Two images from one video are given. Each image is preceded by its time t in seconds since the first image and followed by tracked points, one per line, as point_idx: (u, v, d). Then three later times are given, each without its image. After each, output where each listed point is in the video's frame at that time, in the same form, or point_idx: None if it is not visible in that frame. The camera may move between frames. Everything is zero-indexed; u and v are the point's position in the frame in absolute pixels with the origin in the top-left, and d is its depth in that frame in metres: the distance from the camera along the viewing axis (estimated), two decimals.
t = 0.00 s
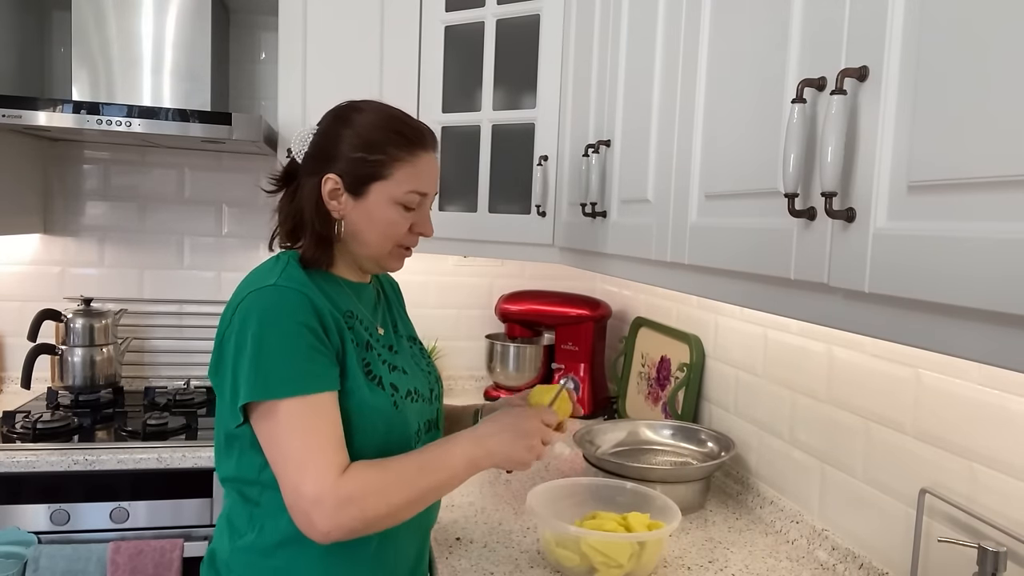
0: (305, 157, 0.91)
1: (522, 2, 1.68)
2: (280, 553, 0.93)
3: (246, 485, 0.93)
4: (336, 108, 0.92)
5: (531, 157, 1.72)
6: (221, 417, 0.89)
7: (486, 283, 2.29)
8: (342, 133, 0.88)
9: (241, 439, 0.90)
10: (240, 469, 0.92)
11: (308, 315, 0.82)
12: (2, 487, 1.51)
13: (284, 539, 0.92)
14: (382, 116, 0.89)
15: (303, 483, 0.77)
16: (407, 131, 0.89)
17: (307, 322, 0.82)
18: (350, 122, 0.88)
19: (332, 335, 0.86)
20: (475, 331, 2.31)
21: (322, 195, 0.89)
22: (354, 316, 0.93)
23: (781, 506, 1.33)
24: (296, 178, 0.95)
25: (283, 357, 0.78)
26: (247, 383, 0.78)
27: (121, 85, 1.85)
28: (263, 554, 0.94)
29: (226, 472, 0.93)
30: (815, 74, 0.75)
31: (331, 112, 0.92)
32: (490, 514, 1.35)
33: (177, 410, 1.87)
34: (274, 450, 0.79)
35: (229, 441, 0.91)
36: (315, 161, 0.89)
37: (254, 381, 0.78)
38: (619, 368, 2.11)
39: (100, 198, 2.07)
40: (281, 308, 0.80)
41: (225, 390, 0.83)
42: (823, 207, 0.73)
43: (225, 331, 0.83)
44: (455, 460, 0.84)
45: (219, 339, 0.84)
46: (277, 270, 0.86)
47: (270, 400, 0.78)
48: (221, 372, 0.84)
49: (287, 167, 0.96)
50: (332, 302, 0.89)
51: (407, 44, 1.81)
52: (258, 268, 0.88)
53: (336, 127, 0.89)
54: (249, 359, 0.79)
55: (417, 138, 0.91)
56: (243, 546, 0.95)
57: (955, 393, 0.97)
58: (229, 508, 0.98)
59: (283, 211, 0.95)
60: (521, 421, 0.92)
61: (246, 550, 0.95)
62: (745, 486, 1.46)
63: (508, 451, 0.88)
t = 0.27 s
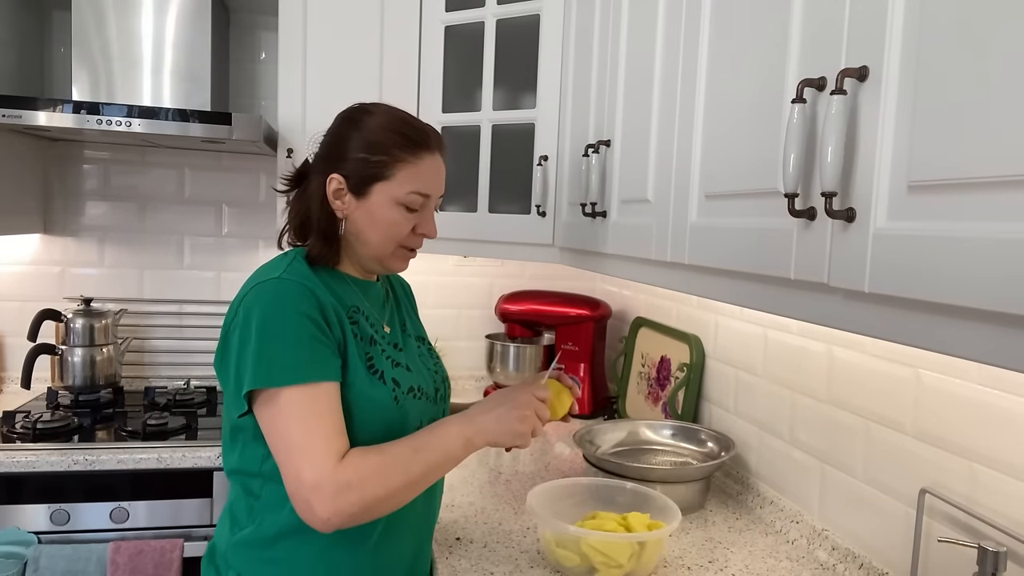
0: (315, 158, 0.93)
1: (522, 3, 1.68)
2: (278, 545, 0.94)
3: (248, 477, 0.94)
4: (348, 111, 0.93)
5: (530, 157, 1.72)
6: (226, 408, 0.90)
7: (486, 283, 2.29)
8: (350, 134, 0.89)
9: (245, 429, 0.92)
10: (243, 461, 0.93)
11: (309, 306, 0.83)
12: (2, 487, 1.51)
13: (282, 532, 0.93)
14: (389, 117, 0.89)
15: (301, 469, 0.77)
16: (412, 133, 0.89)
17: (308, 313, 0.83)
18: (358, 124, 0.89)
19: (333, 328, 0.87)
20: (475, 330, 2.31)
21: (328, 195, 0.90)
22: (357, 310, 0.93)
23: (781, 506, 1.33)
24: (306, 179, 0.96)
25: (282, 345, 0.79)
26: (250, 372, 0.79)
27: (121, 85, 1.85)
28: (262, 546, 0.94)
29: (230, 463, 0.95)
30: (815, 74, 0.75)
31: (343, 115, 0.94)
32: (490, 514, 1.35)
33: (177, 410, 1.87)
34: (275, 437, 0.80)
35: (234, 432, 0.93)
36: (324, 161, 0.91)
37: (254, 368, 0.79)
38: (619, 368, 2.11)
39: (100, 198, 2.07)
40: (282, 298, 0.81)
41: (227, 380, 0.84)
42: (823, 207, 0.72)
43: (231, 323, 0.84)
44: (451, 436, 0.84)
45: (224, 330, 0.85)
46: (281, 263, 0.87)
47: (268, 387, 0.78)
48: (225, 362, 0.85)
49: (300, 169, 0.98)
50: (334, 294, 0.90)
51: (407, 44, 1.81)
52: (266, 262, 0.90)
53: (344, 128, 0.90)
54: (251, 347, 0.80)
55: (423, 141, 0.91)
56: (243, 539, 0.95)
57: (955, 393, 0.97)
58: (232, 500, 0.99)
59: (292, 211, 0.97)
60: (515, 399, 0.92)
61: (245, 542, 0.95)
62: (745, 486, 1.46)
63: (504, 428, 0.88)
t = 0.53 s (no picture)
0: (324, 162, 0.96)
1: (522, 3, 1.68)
2: (263, 548, 0.95)
3: (243, 478, 0.96)
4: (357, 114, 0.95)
5: (530, 157, 1.72)
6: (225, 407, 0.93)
7: (486, 283, 2.29)
8: (352, 138, 0.91)
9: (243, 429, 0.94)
10: (239, 459, 0.95)
11: (297, 308, 0.84)
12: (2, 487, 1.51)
13: (268, 535, 0.94)
14: (391, 120, 0.90)
15: (284, 471, 0.77)
16: (412, 135, 0.89)
17: (296, 315, 0.84)
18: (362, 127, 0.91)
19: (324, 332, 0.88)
20: (475, 330, 2.31)
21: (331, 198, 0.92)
22: (352, 315, 0.93)
23: (782, 506, 1.33)
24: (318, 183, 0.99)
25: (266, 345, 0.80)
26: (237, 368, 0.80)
27: (121, 85, 1.85)
28: (249, 548, 0.96)
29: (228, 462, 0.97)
30: (815, 74, 0.75)
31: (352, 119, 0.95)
32: (490, 514, 1.35)
33: (177, 410, 1.87)
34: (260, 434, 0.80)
35: (234, 431, 0.96)
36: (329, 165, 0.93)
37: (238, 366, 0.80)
38: (619, 368, 2.11)
39: (100, 198, 2.07)
40: (270, 299, 0.83)
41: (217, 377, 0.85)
42: (823, 207, 0.73)
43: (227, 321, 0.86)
44: (440, 449, 0.81)
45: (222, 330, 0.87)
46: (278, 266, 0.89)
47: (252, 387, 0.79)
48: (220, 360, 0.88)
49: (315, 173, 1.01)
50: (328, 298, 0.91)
51: (406, 44, 1.82)
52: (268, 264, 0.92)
53: (349, 132, 0.92)
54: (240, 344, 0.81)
55: (423, 143, 0.90)
56: (233, 538, 0.97)
57: (955, 393, 0.97)
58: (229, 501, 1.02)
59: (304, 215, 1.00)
60: (513, 411, 0.88)
61: (235, 543, 0.97)
62: (745, 486, 1.46)
63: (500, 440, 0.85)
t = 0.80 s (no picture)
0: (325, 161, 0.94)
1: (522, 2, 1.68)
2: None
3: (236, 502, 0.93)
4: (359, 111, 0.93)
5: (530, 157, 1.72)
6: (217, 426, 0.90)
7: (486, 283, 2.29)
8: (353, 137, 0.89)
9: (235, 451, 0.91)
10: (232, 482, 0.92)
11: (288, 325, 0.81)
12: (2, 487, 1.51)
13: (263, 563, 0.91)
14: (390, 118, 0.88)
15: (265, 504, 0.75)
16: (413, 135, 0.87)
17: (288, 332, 0.81)
18: (363, 125, 0.89)
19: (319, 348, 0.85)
20: (474, 330, 2.31)
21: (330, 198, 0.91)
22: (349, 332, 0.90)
23: (782, 506, 1.33)
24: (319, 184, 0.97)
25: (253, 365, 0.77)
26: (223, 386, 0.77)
27: (121, 85, 1.85)
28: None
29: (222, 484, 0.95)
30: (815, 74, 0.75)
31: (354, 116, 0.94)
32: (490, 514, 1.35)
33: (177, 411, 1.87)
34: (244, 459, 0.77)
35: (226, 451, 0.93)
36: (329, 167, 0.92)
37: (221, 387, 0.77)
38: (619, 368, 2.11)
39: (100, 198, 2.07)
40: (259, 316, 0.79)
41: (201, 394, 0.82)
42: (823, 207, 0.73)
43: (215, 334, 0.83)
44: (438, 493, 0.77)
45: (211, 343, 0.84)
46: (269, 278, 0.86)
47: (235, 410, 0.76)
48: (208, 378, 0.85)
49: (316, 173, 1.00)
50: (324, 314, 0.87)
51: (406, 44, 1.81)
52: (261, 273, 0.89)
53: (351, 131, 0.90)
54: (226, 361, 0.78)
55: (426, 143, 0.87)
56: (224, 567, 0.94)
57: (954, 392, 0.97)
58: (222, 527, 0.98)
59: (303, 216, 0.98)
60: (525, 449, 0.81)
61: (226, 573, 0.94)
62: (745, 486, 1.46)
63: (505, 482, 0.79)
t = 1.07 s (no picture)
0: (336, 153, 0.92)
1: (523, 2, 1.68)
2: None
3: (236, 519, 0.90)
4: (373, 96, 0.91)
5: (530, 157, 1.72)
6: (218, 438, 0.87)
7: (486, 283, 2.29)
8: (371, 124, 0.86)
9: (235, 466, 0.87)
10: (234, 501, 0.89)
11: (296, 343, 0.76)
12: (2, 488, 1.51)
13: None
14: (408, 103, 0.86)
15: (256, 537, 0.71)
16: (435, 120, 0.84)
17: (296, 350, 0.76)
18: (381, 112, 0.86)
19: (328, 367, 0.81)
20: (475, 331, 2.31)
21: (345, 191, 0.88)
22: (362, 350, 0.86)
23: (782, 506, 1.33)
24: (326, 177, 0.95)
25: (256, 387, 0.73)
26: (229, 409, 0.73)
27: (121, 85, 1.85)
28: None
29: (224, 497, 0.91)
30: (815, 74, 0.75)
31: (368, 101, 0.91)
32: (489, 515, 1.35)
33: (177, 411, 1.87)
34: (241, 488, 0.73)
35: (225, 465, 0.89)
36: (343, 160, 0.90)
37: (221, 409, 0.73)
38: (619, 368, 2.11)
39: (100, 198, 2.07)
40: (264, 333, 0.75)
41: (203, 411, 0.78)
42: (823, 207, 0.72)
43: (220, 347, 0.78)
44: (452, 546, 0.71)
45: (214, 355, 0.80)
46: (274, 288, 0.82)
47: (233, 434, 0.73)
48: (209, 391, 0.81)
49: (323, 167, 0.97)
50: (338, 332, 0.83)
51: (406, 44, 1.81)
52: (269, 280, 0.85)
53: (367, 118, 0.87)
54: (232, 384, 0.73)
55: (448, 128, 0.85)
56: None
57: (954, 392, 0.97)
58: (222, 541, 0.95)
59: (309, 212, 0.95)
60: (560, 509, 0.70)
61: None
62: (745, 486, 1.46)
63: (534, 534, 0.69)
